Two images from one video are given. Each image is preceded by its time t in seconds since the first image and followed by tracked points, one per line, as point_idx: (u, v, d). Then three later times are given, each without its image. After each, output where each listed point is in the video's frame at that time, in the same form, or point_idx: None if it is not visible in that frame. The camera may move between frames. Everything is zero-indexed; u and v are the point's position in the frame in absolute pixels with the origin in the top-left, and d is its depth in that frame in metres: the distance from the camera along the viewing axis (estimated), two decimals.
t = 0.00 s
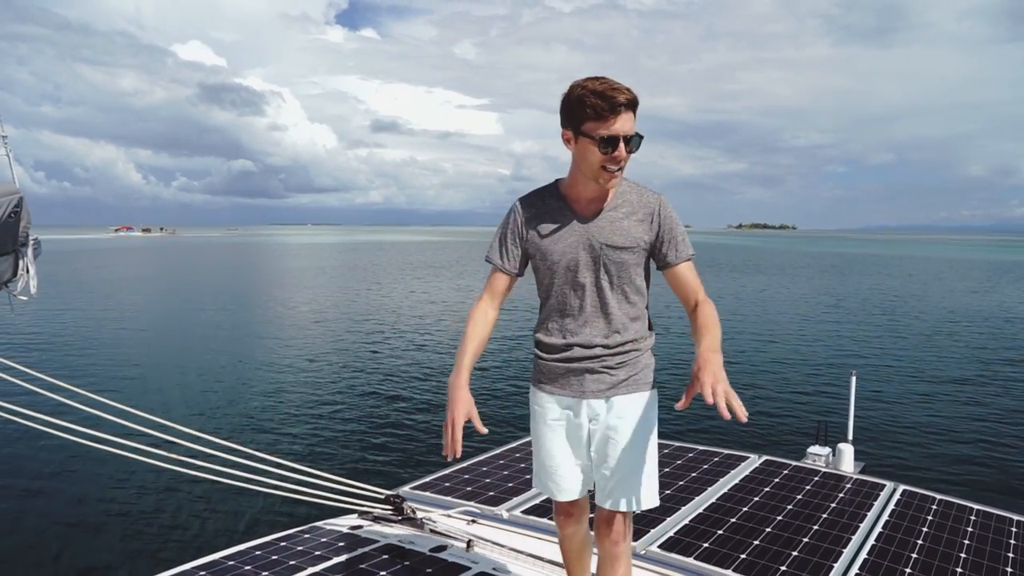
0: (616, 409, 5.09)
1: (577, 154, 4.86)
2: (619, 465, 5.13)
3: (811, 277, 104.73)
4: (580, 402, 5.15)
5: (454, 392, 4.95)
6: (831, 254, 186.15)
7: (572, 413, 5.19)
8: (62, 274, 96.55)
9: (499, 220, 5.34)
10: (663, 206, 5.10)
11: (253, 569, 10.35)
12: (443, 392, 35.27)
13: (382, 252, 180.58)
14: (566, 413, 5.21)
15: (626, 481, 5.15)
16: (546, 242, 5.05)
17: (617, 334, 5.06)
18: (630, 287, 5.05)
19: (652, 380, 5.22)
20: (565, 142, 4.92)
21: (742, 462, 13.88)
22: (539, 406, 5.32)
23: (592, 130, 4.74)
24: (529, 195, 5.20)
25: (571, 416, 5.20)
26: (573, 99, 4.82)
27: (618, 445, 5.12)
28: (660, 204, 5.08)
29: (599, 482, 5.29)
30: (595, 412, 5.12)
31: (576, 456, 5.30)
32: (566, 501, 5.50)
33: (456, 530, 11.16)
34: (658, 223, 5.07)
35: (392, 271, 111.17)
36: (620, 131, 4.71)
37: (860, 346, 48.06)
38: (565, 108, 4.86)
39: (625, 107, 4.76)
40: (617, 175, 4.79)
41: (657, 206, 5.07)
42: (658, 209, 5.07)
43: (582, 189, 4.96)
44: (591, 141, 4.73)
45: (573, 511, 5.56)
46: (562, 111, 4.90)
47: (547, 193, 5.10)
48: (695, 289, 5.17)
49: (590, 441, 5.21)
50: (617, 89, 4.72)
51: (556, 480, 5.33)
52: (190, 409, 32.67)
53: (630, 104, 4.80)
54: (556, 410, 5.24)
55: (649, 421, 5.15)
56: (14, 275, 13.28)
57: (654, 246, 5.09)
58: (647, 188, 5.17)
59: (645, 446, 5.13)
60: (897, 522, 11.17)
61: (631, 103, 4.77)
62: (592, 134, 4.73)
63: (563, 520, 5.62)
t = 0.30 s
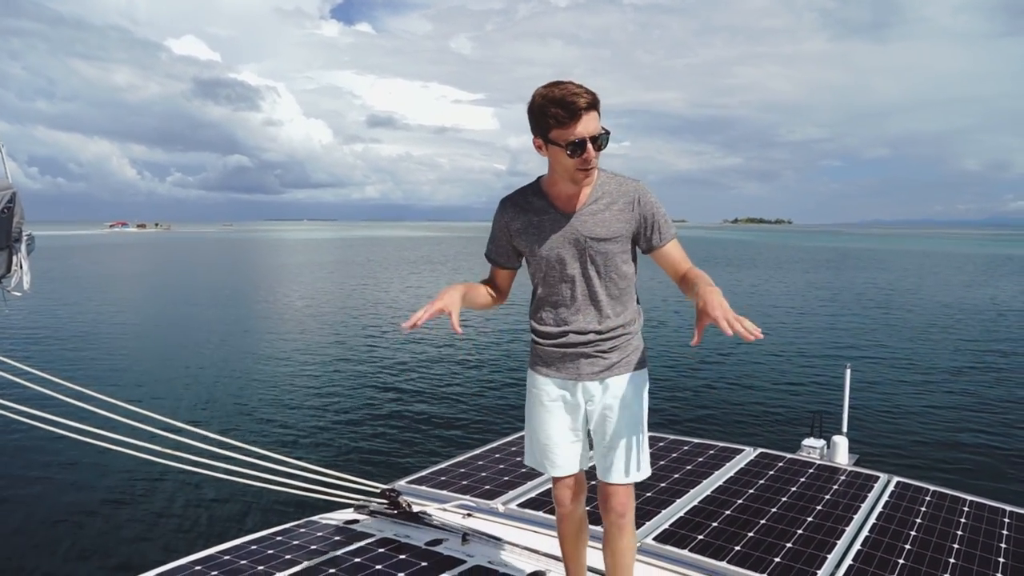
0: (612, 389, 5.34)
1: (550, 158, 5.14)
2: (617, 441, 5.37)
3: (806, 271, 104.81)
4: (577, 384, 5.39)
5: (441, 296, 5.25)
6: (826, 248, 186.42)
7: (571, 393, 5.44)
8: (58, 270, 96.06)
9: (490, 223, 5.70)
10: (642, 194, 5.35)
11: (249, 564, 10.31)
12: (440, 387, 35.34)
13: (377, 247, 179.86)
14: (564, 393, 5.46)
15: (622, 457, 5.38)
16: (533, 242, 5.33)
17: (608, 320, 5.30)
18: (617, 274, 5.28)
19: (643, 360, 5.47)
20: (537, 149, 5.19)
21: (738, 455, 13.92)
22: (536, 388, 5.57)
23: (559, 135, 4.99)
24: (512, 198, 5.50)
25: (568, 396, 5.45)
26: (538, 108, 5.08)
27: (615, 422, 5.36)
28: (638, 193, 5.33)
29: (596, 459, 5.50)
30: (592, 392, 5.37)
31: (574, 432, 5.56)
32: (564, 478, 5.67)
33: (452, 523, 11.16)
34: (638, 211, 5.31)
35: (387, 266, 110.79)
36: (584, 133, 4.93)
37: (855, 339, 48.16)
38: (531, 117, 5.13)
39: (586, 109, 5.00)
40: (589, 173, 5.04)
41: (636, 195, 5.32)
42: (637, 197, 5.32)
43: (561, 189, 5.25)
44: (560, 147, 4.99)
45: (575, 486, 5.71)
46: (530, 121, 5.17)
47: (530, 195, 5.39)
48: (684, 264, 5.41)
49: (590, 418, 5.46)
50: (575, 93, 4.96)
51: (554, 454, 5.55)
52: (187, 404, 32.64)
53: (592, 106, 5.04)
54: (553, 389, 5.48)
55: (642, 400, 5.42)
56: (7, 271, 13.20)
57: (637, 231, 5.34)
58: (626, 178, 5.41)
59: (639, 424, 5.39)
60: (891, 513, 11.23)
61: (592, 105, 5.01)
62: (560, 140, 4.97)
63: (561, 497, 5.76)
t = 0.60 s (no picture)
0: (611, 380, 5.47)
1: (549, 153, 5.24)
2: (618, 432, 5.48)
3: (797, 266, 105.28)
4: (577, 374, 5.50)
5: (438, 392, 5.54)
6: (816, 243, 187.64)
7: (569, 383, 5.54)
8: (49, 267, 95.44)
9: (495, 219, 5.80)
10: (639, 189, 5.33)
11: (243, 559, 10.28)
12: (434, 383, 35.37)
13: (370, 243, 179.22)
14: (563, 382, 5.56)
15: (622, 445, 5.49)
16: (536, 235, 5.44)
17: (608, 312, 5.43)
18: (617, 268, 5.38)
19: (641, 355, 5.61)
20: (536, 144, 5.30)
21: (729, 448, 14.00)
22: (535, 377, 5.67)
23: (556, 129, 5.12)
24: (516, 193, 5.61)
25: (567, 385, 5.55)
26: (534, 104, 5.20)
27: (616, 414, 5.48)
28: (635, 187, 5.34)
29: (594, 449, 5.59)
30: (591, 383, 5.49)
31: (573, 423, 5.65)
32: (559, 468, 5.70)
33: (444, 518, 11.21)
34: (636, 204, 5.30)
35: (380, 262, 110.70)
36: (578, 126, 5.05)
37: (846, 333, 48.45)
38: (530, 113, 5.25)
39: (581, 102, 5.11)
40: (587, 165, 5.15)
41: (632, 190, 5.33)
42: (635, 191, 5.33)
43: (562, 182, 5.34)
44: (558, 140, 5.10)
45: (569, 476, 5.75)
46: (528, 118, 5.30)
47: (532, 190, 5.50)
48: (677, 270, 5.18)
49: (589, 408, 5.55)
50: (570, 87, 5.06)
51: (551, 445, 5.62)
52: (180, 401, 32.56)
53: (586, 99, 5.14)
54: (551, 378, 5.59)
55: (641, 394, 5.56)
56: None
57: (635, 224, 5.33)
58: (624, 172, 5.43)
59: (639, 417, 5.52)
60: (881, 505, 11.35)
61: (586, 99, 5.11)
62: (557, 133, 5.09)
63: (555, 486, 5.79)
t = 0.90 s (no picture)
0: (624, 382, 5.58)
1: (573, 158, 5.34)
2: (627, 431, 5.62)
3: (791, 263, 105.59)
4: (590, 375, 5.61)
5: (456, 374, 5.75)
6: (810, 240, 188.02)
7: (582, 383, 5.63)
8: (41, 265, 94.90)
9: (521, 220, 5.93)
10: (662, 196, 5.39)
11: (237, 556, 10.26)
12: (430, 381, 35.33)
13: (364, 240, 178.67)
14: (574, 382, 5.64)
15: (628, 443, 5.65)
16: (558, 237, 5.55)
17: (625, 316, 5.53)
18: (636, 273, 5.47)
19: (654, 359, 5.68)
20: (561, 149, 5.40)
21: (723, 445, 14.05)
22: (545, 375, 5.74)
23: (579, 135, 5.20)
24: (541, 196, 5.73)
25: (577, 385, 5.65)
26: (559, 110, 5.31)
27: (625, 412, 5.60)
28: (658, 194, 5.39)
29: (602, 442, 5.78)
30: (603, 383, 5.59)
31: (578, 421, 5.73)
32: (553, 469, 5.73)
33: (438, 515, 11.24)
34: (657, 211, 5.37)
35: (374, 260, 110.38)
36: (600, 133, 5.12)
37: (839, 330, 48.63)
38: (555, 119, 5.35)
39: (605, 109, 5.16)
40: (608, 172, 5.22)
41: (655, 196, 5.39)
42: (658, 198, 5.38)
43: (585, 188, 5.43)
44: (580, 146, 5.19)
45: (557, 482, 5.76)
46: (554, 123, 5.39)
47: (557, 193, 5.61)
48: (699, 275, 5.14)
49: (599, 407, 5.66)
50: (594, 94, 5.13)
51: (556, 442, 5.66)
52: (175, 398, 32.52)
53: (611, 106, 5.20)
54: (562, 377, 5.66)
55: (652, 396, 5.63)
56: None
57: (655, 232, 5.40)
58: (648, 180, 5.49)
59: (649, 417, 5.61)
60: (873, 501, 11.42)
61: (609, 106, 5.17)
62: (580, 139, 5.18)
63: (543, 491, 5.80)
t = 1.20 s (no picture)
0: (638, 379, 5.66)
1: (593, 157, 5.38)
2: (640, 427, 5.69)
3: (787, 261, 105.86)
4: (604, 373, 5.67)
5: (475, 366, 5.78)
6: (805, 238, 188.56)
7: (595, 380, 5.69)
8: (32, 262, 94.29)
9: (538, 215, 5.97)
10: (678, 201, 5.41)
11: (233, 555, 10.25)
12: (426, 378, 35.32)
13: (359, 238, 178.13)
14: (588, 380, 5.70)
15: (640, 439, 5.73)
16: (573, 236, 5.60)
17: (634, 317, 5.58)
18: (647, 276, 5.52)
19: (667, 357, 5.75)
20: (584, 147, 5.43)
21: (719, 442, 14.10)
22: (558, 372, 5.81)
23: (602, 135, 5.22)
24: (560, 192, 5.76)
25: (590, 382, 5.70)
26: (586, 108, 5.35)
27: (638, 407, 5.69)
28: (675, 199, 5.40)
29: (612, 439, 5.86)
30: (616, 381, 5.67)
31: (590, 417, 5.78)
32: (559, 462, 5.72)
33: (433, 513, 11.26)
34: (672, 216, 5.39)
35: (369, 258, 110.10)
36: (623, 136, 5.14)
37: (834, 328, 48.81)
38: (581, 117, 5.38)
39: (630, 113, 5.19)
40: (627, 175, 5.25)
41: (672, 202, 5.40)
42: (674, 203, 5.40)
43: (603, 189, 5.47)
44: (601, 147, 5.22)
45: (562, 476, 5.74)
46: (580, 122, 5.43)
47: (576, 191, 5.64)
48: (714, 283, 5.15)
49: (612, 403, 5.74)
50: (621, 97, 5.16)
51: (568, 435, 5.68)
52: (170, 397, 32.42)
53: (637, 111, 5.23)
54: (576, 374, 5.73)
55: (665, 392, 5.72)
56: None
57: (670, 237, 5.42)
58: (666, 184, 5.50)
59: (661, 413, 5.70)
60: (867, 498, 11.49)
61: (635, 110, 5.19)
62: (602, 139, 5.21)
63: (546, 482, 5.77)
